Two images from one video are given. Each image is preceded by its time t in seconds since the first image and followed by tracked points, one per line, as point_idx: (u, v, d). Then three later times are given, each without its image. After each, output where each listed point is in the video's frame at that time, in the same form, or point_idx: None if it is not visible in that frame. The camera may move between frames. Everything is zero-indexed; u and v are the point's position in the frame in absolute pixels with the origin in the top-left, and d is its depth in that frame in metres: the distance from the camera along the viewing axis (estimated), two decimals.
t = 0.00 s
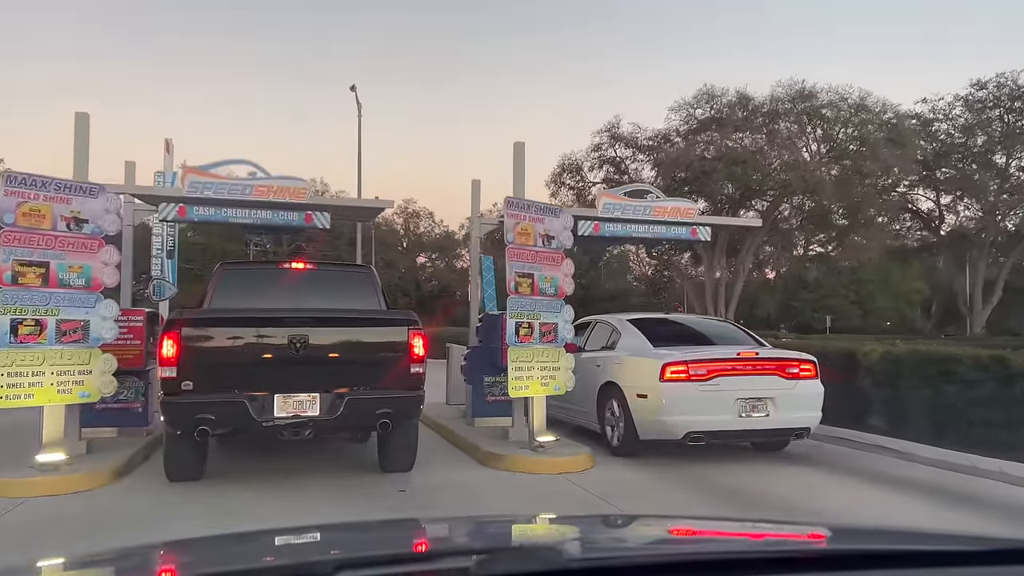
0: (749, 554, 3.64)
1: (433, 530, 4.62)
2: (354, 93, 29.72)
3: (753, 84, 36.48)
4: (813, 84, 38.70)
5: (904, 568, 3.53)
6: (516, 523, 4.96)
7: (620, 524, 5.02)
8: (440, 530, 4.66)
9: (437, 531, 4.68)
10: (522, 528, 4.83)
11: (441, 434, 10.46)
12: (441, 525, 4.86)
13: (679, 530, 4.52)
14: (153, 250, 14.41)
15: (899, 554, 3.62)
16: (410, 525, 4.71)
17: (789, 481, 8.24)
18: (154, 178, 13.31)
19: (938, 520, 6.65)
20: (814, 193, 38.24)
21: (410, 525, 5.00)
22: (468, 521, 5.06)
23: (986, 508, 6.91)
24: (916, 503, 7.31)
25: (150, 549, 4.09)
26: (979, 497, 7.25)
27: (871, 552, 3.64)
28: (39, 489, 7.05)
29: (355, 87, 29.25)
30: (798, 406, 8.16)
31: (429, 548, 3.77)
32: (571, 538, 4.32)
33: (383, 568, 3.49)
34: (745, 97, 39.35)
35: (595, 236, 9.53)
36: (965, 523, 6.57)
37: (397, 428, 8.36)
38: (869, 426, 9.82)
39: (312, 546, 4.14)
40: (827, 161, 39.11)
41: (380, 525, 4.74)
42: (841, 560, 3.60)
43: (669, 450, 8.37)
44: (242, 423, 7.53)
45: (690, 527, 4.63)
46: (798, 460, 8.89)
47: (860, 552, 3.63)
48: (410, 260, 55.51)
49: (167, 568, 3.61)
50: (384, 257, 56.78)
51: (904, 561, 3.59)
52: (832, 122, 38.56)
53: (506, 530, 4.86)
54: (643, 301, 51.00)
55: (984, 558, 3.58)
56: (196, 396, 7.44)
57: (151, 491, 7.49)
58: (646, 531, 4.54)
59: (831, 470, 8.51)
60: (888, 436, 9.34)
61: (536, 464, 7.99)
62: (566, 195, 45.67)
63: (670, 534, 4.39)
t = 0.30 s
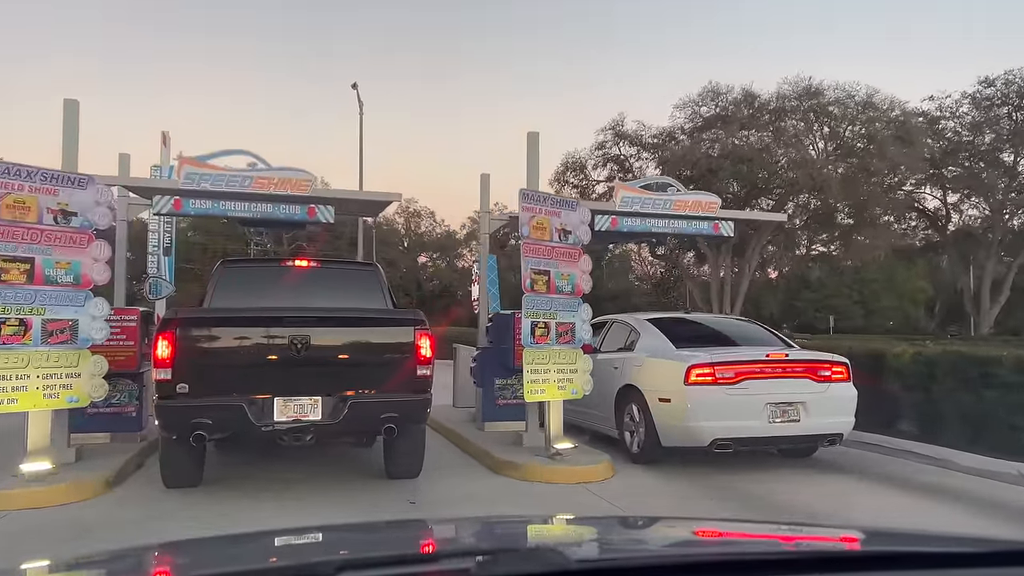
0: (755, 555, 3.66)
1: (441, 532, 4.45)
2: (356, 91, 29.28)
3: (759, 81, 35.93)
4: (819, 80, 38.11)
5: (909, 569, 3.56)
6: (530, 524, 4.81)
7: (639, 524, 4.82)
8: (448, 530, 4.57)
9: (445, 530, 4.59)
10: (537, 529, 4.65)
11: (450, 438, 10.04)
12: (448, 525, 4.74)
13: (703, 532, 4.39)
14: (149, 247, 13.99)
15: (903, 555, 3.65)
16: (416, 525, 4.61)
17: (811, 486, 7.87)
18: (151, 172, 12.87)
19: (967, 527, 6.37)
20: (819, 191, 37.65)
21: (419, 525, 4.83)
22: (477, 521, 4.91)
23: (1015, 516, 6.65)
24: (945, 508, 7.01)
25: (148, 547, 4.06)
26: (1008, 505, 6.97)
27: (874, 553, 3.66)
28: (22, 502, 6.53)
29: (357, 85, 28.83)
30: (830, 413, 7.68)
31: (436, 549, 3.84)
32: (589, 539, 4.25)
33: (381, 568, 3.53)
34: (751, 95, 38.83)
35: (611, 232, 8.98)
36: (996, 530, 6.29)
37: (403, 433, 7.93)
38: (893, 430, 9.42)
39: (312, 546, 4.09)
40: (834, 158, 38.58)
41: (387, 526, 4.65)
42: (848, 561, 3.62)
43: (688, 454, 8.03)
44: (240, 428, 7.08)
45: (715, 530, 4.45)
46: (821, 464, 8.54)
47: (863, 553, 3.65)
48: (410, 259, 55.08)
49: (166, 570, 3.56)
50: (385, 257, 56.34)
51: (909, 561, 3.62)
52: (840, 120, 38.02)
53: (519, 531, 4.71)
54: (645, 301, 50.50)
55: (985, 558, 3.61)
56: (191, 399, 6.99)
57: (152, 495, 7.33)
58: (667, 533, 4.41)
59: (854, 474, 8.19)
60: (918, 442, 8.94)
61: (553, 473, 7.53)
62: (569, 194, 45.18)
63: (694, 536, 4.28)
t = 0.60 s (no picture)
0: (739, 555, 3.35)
1: (448, 529, 4.17)
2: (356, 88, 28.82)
3: (765, 78, 35.42)
4: (826, 77, 37.57)
5: (923, 569, 3.25)
6: (545, 520, 4.52)
7: (660, 523, 4.49)
8: (455, 527, 4.29)
9: (453, 528, 4.30)
10: (556, 527, 4.32)
11: (458, 443, 9.63)
12: (456, 522, 4.46)
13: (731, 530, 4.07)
14: (146, 244, 13.61)
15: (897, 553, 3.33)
16: (421, 522, 4.32)
17: (836, 493, 7.48)
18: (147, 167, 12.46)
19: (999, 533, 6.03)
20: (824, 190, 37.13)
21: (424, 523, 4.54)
22: (487, 519, 4.61)
23: None
24: (975, 517, 6.62)
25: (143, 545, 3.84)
26: None
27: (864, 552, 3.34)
28: (5, 515, 6.08)
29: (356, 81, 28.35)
30: (862, 418, 7.24)
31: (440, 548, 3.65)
32: (608, 536, 4.00)
33: (380, 568, 3.27)
34: (756, 92, 38.31)
35: (628, 227, 8.56)
36: None
37: (410, 438, 7.52)
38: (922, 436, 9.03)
39: (314, 543, 3.86)
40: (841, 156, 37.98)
41: (391, 523, 4.37)
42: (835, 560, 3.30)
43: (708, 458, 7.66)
44: (239, 433, 6.65)
45: (742, 528, 4.15)
46: (846, 468, 8.18)
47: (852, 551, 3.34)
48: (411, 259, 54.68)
49: (162, 570, 3.32)
50: (386, 256, 55.93)
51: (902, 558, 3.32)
52: (846, 118, 37.46)
53: (532, 528, 4.40)
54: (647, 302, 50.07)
55: (984, 557, 3.29)
56: (188, 402, 6.57)
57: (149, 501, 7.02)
58: (690, 531, 4.06)
59: (881, 480, 7.82)
60: (951, 448, 8.53)
61: (572, 483, 7.09)
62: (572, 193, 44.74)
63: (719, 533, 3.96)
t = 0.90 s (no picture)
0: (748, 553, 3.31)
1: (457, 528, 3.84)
2: (358, 86, 28.46)
3: (769, 75, 34.96)
4: (832, 75, 37.08)
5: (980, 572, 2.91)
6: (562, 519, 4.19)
7: (683, 523, 4.15)
8: (463, 526, 3.95)
9: (460, 527, 3.96)
10: (573, 526, 4.00)
11: (466, 447, 9.22)
12: (463, 521, 4.09)
13: (759, 531, 3.81)
14: (142, 241, 13.25)
15: (897, 553, 3.28)
16: (427, 521, 4.01)
17: (862, 500, 7.12)
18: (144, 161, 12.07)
19: None
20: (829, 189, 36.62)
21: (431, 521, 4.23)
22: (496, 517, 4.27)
23: None
24: (1006, 523, 6.29)
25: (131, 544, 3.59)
26: None
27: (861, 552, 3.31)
28: None
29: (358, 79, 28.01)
30: (898, 423, 6.83)
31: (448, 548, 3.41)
32: (629, 537, 3.69)
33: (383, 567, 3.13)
34: (762, 90, 37.85)
35: (647, 221, 8.27)
36: None
37: (417, 441, 7.13)
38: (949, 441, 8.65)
39: (316, 542, 3.57)
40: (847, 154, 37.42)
41: (398, 522, 4.06)
42: (832, 561, 3.27)
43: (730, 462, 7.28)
44: (238, 438, 6.25)
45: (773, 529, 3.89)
46: (871, 474, 7.81)
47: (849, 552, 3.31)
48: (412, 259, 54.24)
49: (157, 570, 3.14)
50: (388, 256, 55.52)
51: (904, 560, 3.27)
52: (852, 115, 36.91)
53: (547, 527, 4.07)
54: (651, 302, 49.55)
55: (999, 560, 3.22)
56: (186, 406, 6.17)
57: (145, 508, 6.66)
58: (715, 533, 3.75)
59: (908, 486, 7.46)
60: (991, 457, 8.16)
61: (591, 493, 6.68)
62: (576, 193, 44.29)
63: (751, 536, 3.70)
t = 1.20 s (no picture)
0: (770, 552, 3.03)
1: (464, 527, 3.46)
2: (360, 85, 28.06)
3: (773, 73, 34.51)
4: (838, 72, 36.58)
5: None
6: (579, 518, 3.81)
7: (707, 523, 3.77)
8: (469, 524, 3.57)
9: (467, 524, 3.58)
10: (590, 524, 3.62)
11: (475, 452, 8.83)
12: (470, 518, 3.71)
13: (788, 531, 3.46)
14: (138, 238, 12.86)
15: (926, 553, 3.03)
16: (433, 519, 3.63)
17: (892, 509, 6.73)
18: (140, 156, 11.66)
19: None
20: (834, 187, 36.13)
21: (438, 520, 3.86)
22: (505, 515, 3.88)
23: None
24: None
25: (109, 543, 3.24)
26: None
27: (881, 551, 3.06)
28: None
29: (359, 77, 27.58)
30: (934, 430, 6.44)
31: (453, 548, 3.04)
32: (652, 537, 3.31)
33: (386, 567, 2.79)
34: (766, 88, 37.40)
35: (667, 216, 7.85)
36: None
37: (424, 445, 6.75)
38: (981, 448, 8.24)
39: (318, 540, 3.20)
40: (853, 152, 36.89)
41: (403, 520, 3.69)
42: (851, 560, 3.02)
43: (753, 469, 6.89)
44: (238, 442, 5.87)
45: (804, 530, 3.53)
46: (901, 482, 7.41)
47: (862, 553, 3.05)
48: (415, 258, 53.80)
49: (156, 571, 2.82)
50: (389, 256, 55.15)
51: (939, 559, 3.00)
52: (858, 114, 36.35)
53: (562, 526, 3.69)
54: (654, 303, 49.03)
55: None
56: (184, 410, 5.78)
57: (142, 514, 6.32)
58: (746, 533, 3.37)
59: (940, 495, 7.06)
60: None
61: (610, 503, 6.30)
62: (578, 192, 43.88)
63: (776, 536, 3.35)
